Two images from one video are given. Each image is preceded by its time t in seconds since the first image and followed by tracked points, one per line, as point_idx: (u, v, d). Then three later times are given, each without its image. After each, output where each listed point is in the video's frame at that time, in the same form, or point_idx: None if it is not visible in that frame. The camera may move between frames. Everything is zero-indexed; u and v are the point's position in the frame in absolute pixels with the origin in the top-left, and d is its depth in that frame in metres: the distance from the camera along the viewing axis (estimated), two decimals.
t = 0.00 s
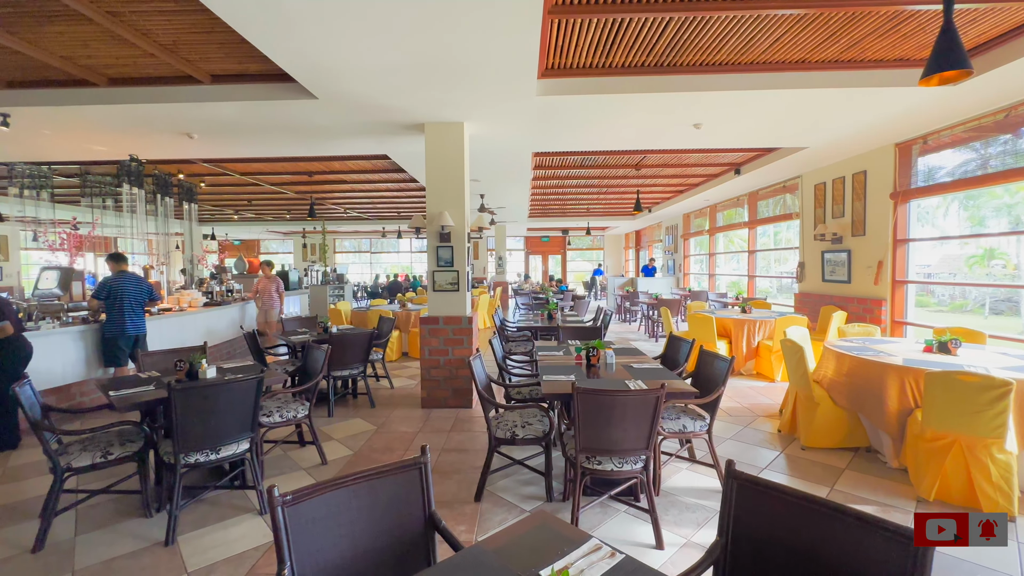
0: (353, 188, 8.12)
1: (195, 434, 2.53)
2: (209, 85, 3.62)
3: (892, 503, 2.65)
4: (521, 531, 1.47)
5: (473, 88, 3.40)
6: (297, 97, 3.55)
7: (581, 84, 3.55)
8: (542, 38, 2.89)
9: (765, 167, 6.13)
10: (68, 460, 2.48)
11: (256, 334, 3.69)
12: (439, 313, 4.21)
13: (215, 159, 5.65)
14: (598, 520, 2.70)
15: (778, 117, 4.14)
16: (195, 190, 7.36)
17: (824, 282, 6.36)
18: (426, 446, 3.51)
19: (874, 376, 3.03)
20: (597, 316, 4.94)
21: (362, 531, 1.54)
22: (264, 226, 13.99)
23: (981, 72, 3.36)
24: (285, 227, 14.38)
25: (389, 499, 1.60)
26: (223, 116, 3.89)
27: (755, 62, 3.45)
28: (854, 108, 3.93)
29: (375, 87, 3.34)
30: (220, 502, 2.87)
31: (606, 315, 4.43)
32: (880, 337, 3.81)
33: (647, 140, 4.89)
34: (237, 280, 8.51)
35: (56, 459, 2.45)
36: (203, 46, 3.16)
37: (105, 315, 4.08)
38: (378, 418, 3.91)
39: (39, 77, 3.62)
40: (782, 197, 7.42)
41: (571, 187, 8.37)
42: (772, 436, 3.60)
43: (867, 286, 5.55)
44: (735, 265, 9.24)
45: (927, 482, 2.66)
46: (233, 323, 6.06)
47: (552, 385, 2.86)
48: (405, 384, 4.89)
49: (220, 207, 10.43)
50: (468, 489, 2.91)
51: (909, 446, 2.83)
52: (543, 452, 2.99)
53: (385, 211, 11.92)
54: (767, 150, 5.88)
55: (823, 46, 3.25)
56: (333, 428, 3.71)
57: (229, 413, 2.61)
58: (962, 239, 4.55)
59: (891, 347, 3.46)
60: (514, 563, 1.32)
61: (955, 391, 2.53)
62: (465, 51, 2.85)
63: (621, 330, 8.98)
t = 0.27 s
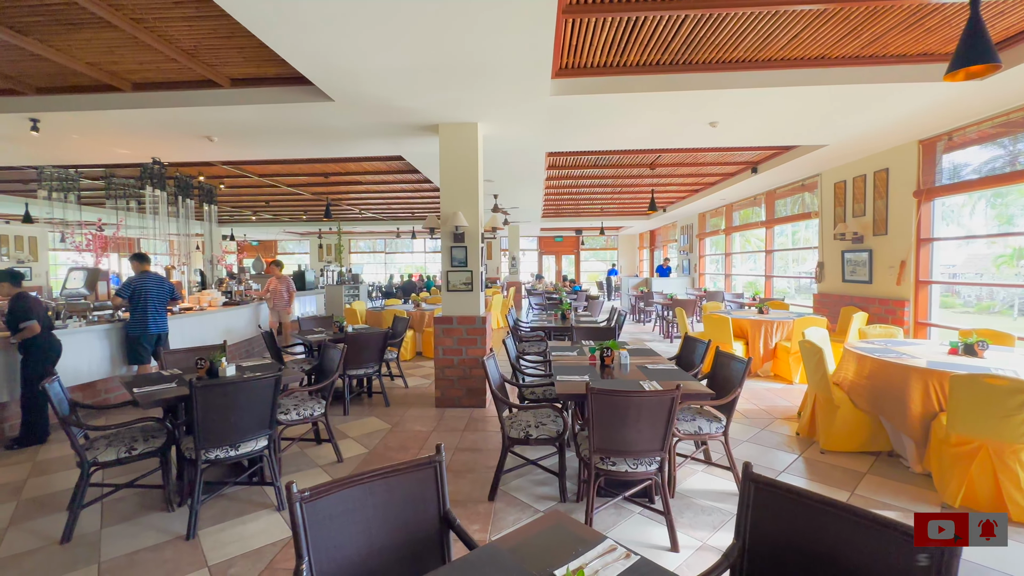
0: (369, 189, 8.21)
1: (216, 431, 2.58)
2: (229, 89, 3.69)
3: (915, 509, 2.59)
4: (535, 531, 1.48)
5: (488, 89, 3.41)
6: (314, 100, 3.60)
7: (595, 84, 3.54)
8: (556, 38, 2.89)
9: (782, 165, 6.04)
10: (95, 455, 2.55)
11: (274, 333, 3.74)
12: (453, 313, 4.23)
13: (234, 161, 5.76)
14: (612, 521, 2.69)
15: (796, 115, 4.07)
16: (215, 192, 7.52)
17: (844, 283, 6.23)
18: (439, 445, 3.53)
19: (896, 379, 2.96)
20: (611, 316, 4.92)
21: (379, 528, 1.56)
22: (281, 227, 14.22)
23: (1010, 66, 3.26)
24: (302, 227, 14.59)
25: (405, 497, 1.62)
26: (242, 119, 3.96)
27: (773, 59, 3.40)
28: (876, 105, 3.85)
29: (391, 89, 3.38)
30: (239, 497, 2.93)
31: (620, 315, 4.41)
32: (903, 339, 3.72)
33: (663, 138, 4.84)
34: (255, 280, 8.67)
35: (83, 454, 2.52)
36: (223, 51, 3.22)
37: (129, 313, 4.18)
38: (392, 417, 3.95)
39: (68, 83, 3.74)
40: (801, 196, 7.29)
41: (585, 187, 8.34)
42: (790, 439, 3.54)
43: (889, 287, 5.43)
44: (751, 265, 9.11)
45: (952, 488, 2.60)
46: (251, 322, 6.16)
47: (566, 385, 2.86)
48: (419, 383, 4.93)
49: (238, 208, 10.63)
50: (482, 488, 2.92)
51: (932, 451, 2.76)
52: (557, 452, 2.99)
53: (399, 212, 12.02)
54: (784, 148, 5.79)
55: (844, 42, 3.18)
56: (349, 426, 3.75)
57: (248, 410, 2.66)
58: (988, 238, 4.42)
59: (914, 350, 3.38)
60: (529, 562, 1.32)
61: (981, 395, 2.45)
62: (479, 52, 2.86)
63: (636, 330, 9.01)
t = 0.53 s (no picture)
0: (383, 189, 8.28)
1: (234, 428, 2.63)
2: (247, 93, 3.76)
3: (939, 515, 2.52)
4: (549, 530, 1.47)
5: (501, 90, 3.42)
6: (330, 102, 3.65)
7: (608, 83, 3.52)
8: (569, 38, 2.89)
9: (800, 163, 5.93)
10: (119, 450, 2.62)
11: (290, 332, 3.80)
12: (466, 313, 4.25)
13: (252, 163, 5.87)
14: (626, 523, 2.67)
15: (815, 111, 4.00)
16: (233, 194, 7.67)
17: (865, 283, 6.10)
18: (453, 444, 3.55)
19: (919, 381, 2.88)
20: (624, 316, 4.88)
21: (394, 526, 1.57)
22: (297, 227, 14.43)
23: None
24: (317, 228, 14.80)
25: (419, 495, 1.63)
26: (259, 122, 4.03)
27: (791, 55, 3.35)
28: (898, 101, 3.76)
29: (405, 91, 3.41)
30: (257, 493, 2.98)
31: (634, 315, 4.37)
32: (926, 341, 3.63)
33: (677, 137, 4.80)
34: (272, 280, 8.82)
35: (108, 449, 2.59)
36: (242, 55, 3.29)
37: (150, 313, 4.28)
38: (406, 416, 3.98)
39: (93, 89, 3.84)
40: (819, 194, 7.16)
41: (598, 187, 8.31)
42: (808, 442, 3.48)
43: (912, 287, 5.30)
44: (768, 265, 8.98)
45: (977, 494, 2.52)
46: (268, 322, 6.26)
47: (579, 385, 2.85)
48: (432, 382, 4.96)
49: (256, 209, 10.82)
50: (496, 488, 2.92)
51: (957, 455, 2.69)
52: (570, 452, 2.98)
53: (413, 212, 12.11)
54: (802, 146, 5.70)
55: (864, 37, 3.12)
56: (363, 424, 3.79)
57: (266, 408, 2.70)
58: (1016, 237, 4.29)
59: (938, 351, 3.29)
60: (543, 561, 1.32)
61: (1009, 398, 2.38)
62: (492, 53, 2.86)
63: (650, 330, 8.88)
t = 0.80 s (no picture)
0: (397, 190, 8.35)
1: (252, 425, 2.68)
2: (264, 96, 3.83)
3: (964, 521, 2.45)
4: (562, 530, 1.47)
5: (514, 89, 3.42)
6: (345, 104, 3.69)
7: (622, 81, 3.50)
8: (582, 36, 2.88)
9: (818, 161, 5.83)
10: (142, 445, 2.69)
11: (306, 332, 3.85)
12: (479, 313, 4.26)
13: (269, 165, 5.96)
14: (640, 524, 2.65)
15: (834, 108, 3.92)
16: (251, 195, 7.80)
17: (886, 283, 5.97)
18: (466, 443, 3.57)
19: (943, 383, 2.81)
20: (638, 316, 4.85)
21: (408, 523, 1.58)
22: (313, 228, 14.63)
23: None
24: (333, 229, 14.98)
25: (433, 494, 1.64)
26: (276, 124, 4.10)
27: (808, 51, 3.29)
28: (921, 96, 3.66)
29: (419, 92, 3.43)
30: (274, 489, 3.03)
31: (648, 315, 4.34)
32: (950, 342, 3.53)
33: (692, 135, 4.75)
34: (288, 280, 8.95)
35: (132, 444, 2.66)
36: (259, 58, 3.34)
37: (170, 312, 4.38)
38: (420, 415, 4.01)
39: (117, 93, 3.95)
40: (838, 192, 7.02)
41: (612, 186, 8.26)
42: (827, 444, 3.42)
43: (935, 287, 5.17)
44: (785, 265, 8.84)
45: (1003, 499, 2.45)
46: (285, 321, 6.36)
47: (592, 385, 2.84)
48: (446, 382, 4.98)
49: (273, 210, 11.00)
50: (509, 487, 2.93)
51: (982, 459, 2.61)
52: (583, 453, 2.97)
53: (427, 212, 12.19)
54: (821, 143, 5.59)
55: (885, 32, 3.05)
56: (378, 423, 3.83)
57: (282, 406, 2.74)
58: None
59: (963, 353, 3.20)
60: (556, 561, 1.31)
61: None
62: (505, 53, 2.87)
63: (663, 330, 9.01)
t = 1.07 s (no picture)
0: (410, 190, 8.41)
1: (269, 422, 2.72)
2: (281, 98, 3.88)
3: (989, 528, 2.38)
4: (576, 530, 1.47)
5: (526, 89, 3.41)
6: (359, 105, 3.73)
7: (636, 80, 3.48)
8: (596, 35, 2.86)
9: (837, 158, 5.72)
10: (163, 441, 2.75)
11: (321, 331, 3.90)
12: (492, 313, 4.27)
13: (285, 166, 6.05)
14: (653, 526, 2.63)
15: (854, 105, 3.84)
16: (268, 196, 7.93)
17: (907, 283, 5.83)
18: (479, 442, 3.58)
19: (967, 387, 2.74)
20: (651, 316, 4.81)
21: (422, 522, 1.59)
22: (328, 228, 14.82)
23: None
24: (347, 229, 15.15)
25: (447, 492, 1.65)
26: (292, 126, 4.16)
27: (827, 47, 3.23)
28: (945, 91, 3.57)
29: (432, 93, 3.45)
30: (290, 486, 3.08)
31: (661, 315, 4.31)
32: (975, 344, 3.43)
33: (707, 134, 4.69)
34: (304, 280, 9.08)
35: (153, 440, 2.72)
36: (276, 61, 3.40)
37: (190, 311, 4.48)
38: (433, 414, 4.03)
39: (139, 98, 4.04)
40: (858, 190, 6.87)
41: (625, 185, 8.21)
42: (845, 448, 3.35)
43: (959, 288, 5.04)
44: (802, 265, 8.69)
45: None
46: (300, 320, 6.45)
47: (605, 386, 2.82)
48: (458, 381, 5.01)
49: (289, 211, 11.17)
50: (521, 487, 2.93)
51: (1009, 465, 2.54)
52: (596, 454, 2.96)
53: (440, 212, 12.25)
54: (840, 140, 5.48)
55: (907, 26, 2.98)
56: (391, 421, 3.86)
57: (298, 403, 2.78)
58: None
59: (988, 356, 3.11)
60: (570, 562, 1.31)
61: None
62: (518, 53, 2.86)
63: (677, 330, 9.01)
